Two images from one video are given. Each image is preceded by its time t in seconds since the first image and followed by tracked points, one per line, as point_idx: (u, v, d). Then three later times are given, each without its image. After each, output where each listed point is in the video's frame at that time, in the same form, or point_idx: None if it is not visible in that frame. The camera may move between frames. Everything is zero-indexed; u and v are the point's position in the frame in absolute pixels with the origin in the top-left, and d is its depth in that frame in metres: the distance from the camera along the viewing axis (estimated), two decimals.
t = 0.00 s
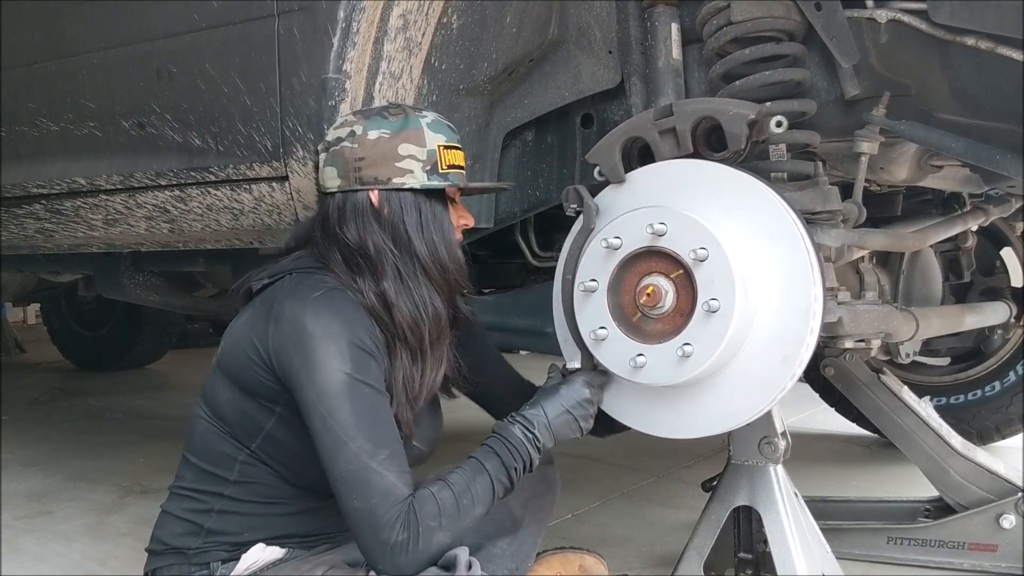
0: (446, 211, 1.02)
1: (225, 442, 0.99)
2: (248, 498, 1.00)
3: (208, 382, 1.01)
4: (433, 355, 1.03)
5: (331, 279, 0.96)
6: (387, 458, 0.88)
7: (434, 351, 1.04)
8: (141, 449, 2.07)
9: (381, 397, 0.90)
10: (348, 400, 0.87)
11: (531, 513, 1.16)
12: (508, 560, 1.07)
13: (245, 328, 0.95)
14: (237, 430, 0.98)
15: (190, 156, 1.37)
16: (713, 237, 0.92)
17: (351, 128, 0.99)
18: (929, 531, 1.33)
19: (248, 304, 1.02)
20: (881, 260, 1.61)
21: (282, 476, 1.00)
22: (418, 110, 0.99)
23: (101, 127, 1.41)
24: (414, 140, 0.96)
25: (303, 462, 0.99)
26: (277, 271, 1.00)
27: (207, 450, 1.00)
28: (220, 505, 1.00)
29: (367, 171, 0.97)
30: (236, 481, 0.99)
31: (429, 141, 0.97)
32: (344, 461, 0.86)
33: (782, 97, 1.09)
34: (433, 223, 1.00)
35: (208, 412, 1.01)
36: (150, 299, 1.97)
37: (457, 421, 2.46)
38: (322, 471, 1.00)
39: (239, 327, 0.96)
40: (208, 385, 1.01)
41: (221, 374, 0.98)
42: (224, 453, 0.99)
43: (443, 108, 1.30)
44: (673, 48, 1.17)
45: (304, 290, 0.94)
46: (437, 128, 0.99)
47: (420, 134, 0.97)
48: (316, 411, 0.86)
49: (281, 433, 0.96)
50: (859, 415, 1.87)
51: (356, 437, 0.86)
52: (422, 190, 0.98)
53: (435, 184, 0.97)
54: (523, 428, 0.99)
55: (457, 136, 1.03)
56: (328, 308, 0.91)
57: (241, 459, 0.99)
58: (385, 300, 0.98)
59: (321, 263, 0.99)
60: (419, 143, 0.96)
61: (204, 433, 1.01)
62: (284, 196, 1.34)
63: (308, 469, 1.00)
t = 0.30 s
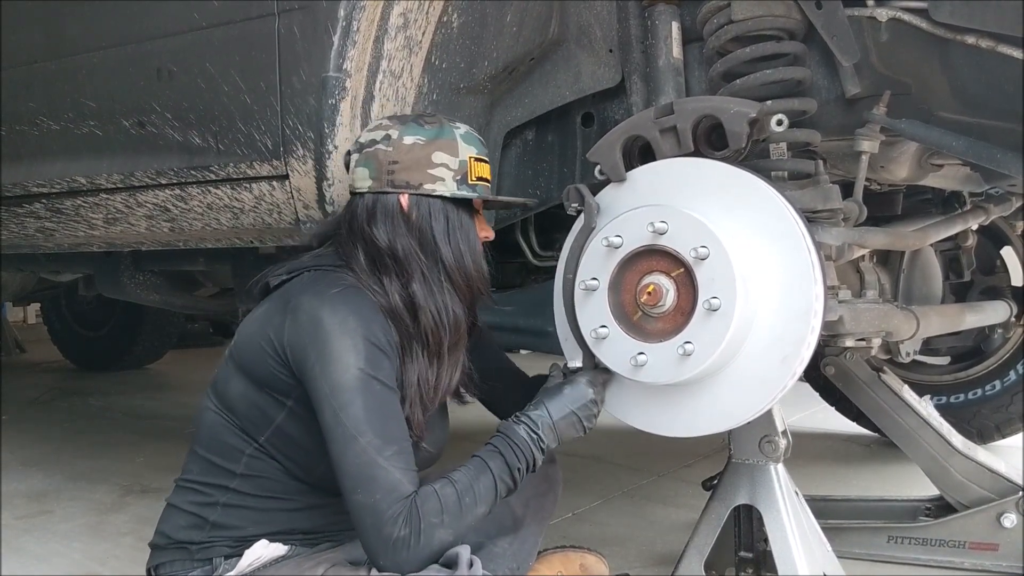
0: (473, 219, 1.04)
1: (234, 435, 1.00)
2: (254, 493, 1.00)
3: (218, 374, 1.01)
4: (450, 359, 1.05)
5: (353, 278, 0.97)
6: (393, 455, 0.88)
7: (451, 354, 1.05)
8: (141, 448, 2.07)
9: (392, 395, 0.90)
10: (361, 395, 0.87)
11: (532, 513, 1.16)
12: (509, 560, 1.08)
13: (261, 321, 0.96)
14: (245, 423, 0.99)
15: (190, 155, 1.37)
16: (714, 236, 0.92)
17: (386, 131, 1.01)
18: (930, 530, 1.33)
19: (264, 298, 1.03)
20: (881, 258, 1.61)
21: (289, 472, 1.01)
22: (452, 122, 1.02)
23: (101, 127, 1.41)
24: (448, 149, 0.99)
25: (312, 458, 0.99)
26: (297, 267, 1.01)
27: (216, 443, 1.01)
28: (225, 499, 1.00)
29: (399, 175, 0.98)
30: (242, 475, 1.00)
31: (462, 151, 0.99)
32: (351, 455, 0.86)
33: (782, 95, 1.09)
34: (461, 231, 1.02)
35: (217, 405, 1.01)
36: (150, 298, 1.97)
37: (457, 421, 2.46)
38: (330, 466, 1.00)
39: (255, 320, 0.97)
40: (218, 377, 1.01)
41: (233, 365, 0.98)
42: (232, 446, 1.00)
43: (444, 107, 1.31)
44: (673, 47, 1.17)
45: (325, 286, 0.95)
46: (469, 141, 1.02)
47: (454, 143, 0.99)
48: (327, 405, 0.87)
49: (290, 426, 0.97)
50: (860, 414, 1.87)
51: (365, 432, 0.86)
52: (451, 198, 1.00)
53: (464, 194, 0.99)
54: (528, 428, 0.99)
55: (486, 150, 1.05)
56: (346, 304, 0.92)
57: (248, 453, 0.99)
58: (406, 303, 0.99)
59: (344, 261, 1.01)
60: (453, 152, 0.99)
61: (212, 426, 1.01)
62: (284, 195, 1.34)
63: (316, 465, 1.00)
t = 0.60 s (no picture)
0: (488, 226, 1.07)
1: (243, 430, 1.01)
2: (261, 489, 1.01)
3: (229, 369, 1.02)
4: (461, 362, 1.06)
5: (368, 277, 1.00)
6: (399, 453, 0.88)
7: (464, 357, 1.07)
8: (141, 448, 2.07)
9: (401, 394, 0.91)
10: (371, 392, 0.88)
11: (532, 513, 1.17)
12: (509, 560, 1.08)
13: (275, 318, 0.97)
14: (255, 418, 1.00)
15: (190, 156, 1.37)
16: (713, 237, 0.92)
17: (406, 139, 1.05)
18: (929, 531, 1.33)
19: (279, 297, 1.04)
20: (880, 259, 1.61)
21: (296, 469, 1.02)
22: (471, 133, 1.06)
23: (101, 128, 1.41)
24: (465, 158, 1.03)
25: (319, 455, 1.00)
26: (313, 267, 1.03)
27: (224, 438, 1.02)
28: (232, 495, 1.00)
29: (418, 180, 1.02)
30: (250, 470, 1.00)
31: (479, 160, 1.03)
32: (357, 452, 0.86)
33: (781, 97, 1.10)
34: (477, 236, 1.05)
35: (227, 400, 1.02)
36: (150, 298, 1.97)
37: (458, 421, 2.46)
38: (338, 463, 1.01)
39: (268, 317, 0.98)
40: (229, 373, 1.02)
41: (245, 360, 1.00)
42: (240, 441, 1.00)
43: (443, 108, 1.32)
44: (673, 48, 1.18)
45: (340, 285, 0.96)
46: (486, 152, 1.06)
47: (471, 153, 1.03)
48: (336, 402, 0.87)
49: (300, 421, 0.98)
50: (859, 415, 1.87)
51: (372, 429, 0.87)
52: (467, 205, 1.03)
53: (479, 201, 1.03)
54: (527, 429, 1.00)
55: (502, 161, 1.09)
56: (359, 303, 0.93)
57: (256, 448, 1.00)
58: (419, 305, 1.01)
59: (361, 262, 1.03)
60: (470, 160, 1.03)
61: (221, 422, 1.02)
62: (284, 196, 1.34)
63: (323, 461, 1.01)
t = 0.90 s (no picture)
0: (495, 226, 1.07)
1: (246, 428, 1.01)
2: (264, 486, 1.01)
3: (233, 367, 1.02)
4: (467, 361, 1.07)
5: (373, 277, 1.00)
6: (400, 453, 0.89)
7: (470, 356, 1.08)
8: (142, 447, 2.08)
9: (404, 394, 0.92)
10: (373, 393, 0.88)
11: (532, 513, 1.18)
12: (509, 560, 1.08)
13: (279, 317, 0.98)
14: (259, 416, 1.00)
15: (190, 156, 1.37)
16: (712, 238, 0.93)
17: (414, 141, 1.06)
18: (928, 530, 1.33)
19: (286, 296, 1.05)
20: (880, 259, 1.62)
21: (300, 467, 1.02)
22: (478, 136, 1.07)
23: (101, 128, 1.41)
24: (472, 159, 1.04)
25: (322, 453, 1.01)
26: (321, 266, 1.03)
27: (227, 435, 1.02)
28: (235, 492, 1.01)
29: (425, 180, 1.02)
30: (253, 468, 1.01)
31: (486, 162, 1.04)
32: (357, 451, 0.87)
33: (781, 97, 1.10)
34: (485, 236, 1.05)
35: (231, 398, 1.02)
36: (150, 298, 1.98)
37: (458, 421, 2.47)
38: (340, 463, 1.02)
39: (274, 316, 0.98)
40: (233, 371, 1.02)
41: (249, 359, 1.00)
42: (244, 439, 1.01)
43: (443, 109, 1.33)
44: (673, 49, 1.18)
45: (346, 286, 0.97)
46: (493, 154, 1.07)
47: (479, 155, 1.04)
48: (339, 400, 0.88)
49: (305, 419, 0.98)
50: (859, 415, 1.88)
51: (374, 429, 0.87)
52: (475, 205, 1.04)
53: (486, 201, 1.04)
54: (525, 428, 1.00)
55: (509, 163, 1.10)
56: (363, 304, 0.94)
57: (259, 446, 1.00)
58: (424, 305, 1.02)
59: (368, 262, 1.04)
60: (477, 161, 1.04)
61: (225, 419, 1.02)
62: (284, 196, 1.35)
63: (325, 460, 1.01)
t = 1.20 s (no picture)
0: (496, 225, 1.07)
1: (247, 428, 1.01)
2: (265, 487, 1.01)
3: (234, 368, 1.02)
4: (467, 360, 1.08)
5: (375, 277, 1.00)
6: (400, 454, 0.89)
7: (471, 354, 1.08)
8: (142, 448, 2.08)
9: (405, 395, 0.92)
10: (374, 394, 0.88)
11: (532, 514, 1.17)
12: (509, 560, 1.08)
13: (280, 318, 0.97)
14: (260, 417, 1.00)
15: (190, 156, 1.37)
16: (712, 238, 0.93)
17: (416, 141, 1.07)
18: (928, 530, 1.33)
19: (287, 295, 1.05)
20: (879, 259, 1.62)
21: (302, 467, 1.02)
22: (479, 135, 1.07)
23: (100, 129, 1.41)
24: (473, 158, 1.04)
25: (323, 453, 1.01)
26: (323, 266, 1.03)
27: (228, 436, 1.02)
28: (236, 492, 1.01)
29: (427, 178, 1.03)
30: (254, 469, 1.00)
31: (487, 162, 1.04)
32: (357, 452, 0.87)
33: (781, 97, 1.10)
34: (487, 235, 1.05)
35: (231, 398, 1.02)
36: (150, 298, 1.98)
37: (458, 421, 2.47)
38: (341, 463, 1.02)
39: (275, 316, 0.98)
40: (234, 371, 1.02)
41: (251, 359, 1.00)
42: (245, 439, 1.01)
43: (442, 110, 1.33)
44: (672, 49, 1.18)
45: (348, 286, 0.97)
46: (493, 154, 1.07)
47: (480, 154, 1.04)
48: (341, 401, 0.88)
49: (306, 419, 0.98)
50: (858, 415, 1.88)
51: (375, 431, 0.87)
52: (477, 205, 1.04)
53: (487, 200, 1.03)
54: (525, 429, 1.00)
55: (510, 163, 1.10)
56: (364, 305, 0.94)
57: (260, 446, 1.00)
58: (427, 304, 1.02)
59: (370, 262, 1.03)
60: (478, 160, 1.04)
61: (226, 419, 1.02)
62: (284, 197, 1.34)
63: (326, 460, 1.02)
